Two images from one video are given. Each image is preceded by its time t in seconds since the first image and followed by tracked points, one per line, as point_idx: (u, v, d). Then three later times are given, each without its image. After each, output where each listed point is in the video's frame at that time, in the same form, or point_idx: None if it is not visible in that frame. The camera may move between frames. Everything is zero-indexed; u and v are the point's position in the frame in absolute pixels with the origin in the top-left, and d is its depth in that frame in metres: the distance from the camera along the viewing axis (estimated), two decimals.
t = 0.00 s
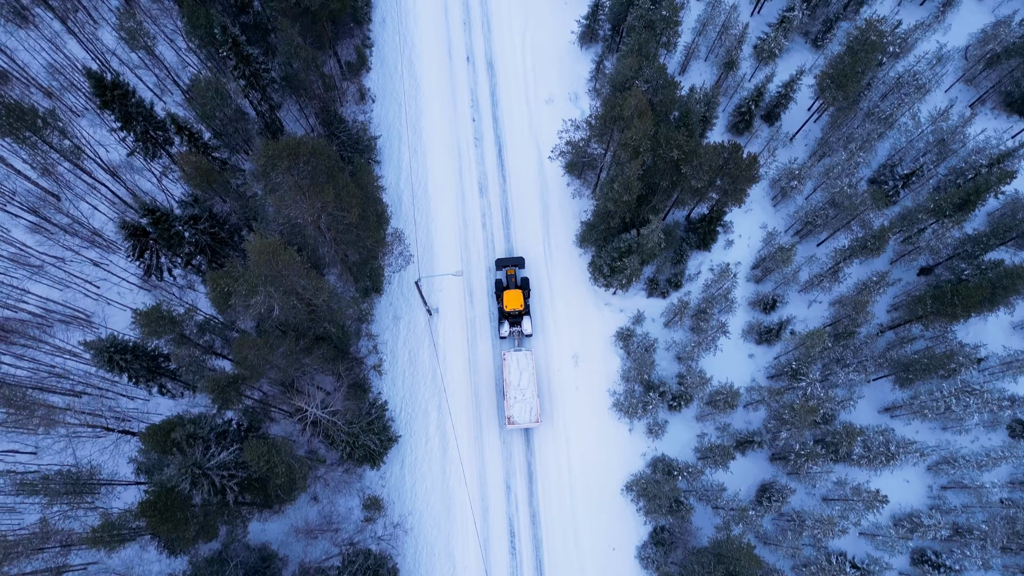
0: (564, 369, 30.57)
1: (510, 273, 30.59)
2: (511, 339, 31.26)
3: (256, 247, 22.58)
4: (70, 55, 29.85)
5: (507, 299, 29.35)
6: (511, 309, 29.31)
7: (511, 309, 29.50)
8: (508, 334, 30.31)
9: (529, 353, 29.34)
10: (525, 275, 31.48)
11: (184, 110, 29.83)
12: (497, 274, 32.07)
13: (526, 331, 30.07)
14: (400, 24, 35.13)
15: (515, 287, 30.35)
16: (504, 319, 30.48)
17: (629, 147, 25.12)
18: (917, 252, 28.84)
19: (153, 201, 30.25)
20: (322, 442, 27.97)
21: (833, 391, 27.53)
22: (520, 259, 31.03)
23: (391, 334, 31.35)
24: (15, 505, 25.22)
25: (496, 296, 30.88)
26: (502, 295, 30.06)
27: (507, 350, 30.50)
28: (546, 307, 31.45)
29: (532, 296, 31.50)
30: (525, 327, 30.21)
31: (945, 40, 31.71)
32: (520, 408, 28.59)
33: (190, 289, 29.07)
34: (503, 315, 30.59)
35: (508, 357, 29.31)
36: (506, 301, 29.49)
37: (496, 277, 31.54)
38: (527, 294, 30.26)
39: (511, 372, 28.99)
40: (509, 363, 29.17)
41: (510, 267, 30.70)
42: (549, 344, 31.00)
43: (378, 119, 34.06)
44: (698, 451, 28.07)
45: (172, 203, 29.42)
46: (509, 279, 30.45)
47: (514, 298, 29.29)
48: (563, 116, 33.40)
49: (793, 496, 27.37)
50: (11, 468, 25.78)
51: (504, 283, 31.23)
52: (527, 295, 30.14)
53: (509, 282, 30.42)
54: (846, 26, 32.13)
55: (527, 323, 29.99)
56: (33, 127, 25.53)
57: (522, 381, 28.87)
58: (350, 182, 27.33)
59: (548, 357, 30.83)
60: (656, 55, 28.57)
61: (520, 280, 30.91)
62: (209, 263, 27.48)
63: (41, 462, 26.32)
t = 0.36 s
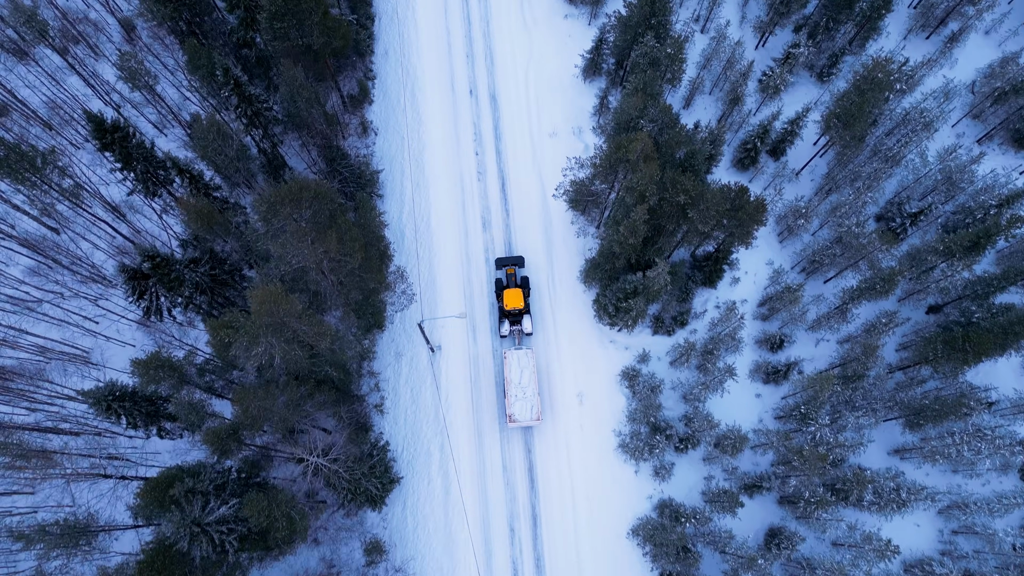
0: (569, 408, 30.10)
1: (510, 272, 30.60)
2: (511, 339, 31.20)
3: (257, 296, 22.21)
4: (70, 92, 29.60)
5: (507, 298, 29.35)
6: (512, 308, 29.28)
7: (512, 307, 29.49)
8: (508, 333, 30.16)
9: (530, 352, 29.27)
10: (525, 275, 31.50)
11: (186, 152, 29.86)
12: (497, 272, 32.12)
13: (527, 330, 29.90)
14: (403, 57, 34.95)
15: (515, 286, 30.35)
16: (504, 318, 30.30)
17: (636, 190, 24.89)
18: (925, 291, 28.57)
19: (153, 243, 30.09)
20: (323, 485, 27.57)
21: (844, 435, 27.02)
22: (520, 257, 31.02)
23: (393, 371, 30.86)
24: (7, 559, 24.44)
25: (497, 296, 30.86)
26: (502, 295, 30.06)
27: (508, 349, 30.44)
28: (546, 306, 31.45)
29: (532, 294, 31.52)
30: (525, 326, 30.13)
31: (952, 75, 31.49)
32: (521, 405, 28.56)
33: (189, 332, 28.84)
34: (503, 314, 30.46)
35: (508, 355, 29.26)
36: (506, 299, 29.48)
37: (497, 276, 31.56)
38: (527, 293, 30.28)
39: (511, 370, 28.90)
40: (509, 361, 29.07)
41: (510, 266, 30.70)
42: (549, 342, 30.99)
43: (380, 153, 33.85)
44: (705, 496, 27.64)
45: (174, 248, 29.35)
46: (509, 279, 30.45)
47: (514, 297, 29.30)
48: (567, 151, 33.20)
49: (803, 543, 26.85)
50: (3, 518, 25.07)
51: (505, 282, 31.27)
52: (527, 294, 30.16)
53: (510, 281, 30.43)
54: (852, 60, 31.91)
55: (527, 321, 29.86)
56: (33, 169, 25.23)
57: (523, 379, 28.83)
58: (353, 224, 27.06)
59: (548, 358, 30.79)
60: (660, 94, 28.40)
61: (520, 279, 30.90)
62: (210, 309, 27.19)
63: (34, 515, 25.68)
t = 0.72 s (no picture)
0: (574, 448, 29.58)
1: (510, 271, 30.60)
2: (511, 337, 31.24)
3: (258, 346, 21.82)
4: (71, 127, 29.43)
5: (507, 296, 29.42)
6: (512, 306, 29.36)
7: (511, 306, 29.56)
8: (508, 331, 30.24)
9: (530, 349, 29.29)
10: (525, 273, 31.64)
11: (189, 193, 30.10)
12: (497, 271, 32.26)
13: (528, 328, 29.93)
14: (406, 89, 34.81)
15: (516, 284, 30.33)
16: (504, 316, 30.31)
17: (642, 235, 24.58)
18: (934, 330, 28.27)
19: (153, 283, 29.88)
20: (325, 528, 27.00)
21: (854, 480, 26.57)
22: (520, 256, 31.08)
23: (395, 409, 30.29)
24: None
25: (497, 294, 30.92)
26: (502, 292, 30.09)
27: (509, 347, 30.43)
28: (546, 303, 31.54)
29: (532, 292, 31.61)
30: (525, 325, 30.16)
31: (960, 109, 31.20)
32: (521, 403, 28.42)
33: (189, 372, 28.47)
34: (503, 312, 30.47)
35: (508, 353, 29.20)
36: (506, 298, 29.52)
37: (497, 274, 31.67)
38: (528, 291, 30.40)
39: (511, 368, 28.86)
40: (509, 359, 29.06)
41: (510, 265, 30.72)
42: (550, 344, 30.99)
43: (383, 186, 33.66)
44: (713, 541, 27.12)
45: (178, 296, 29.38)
46: (509, 278, 30.43)
47: (514, 294, 29.32)
48: (571, 186, 33.00)
49: None
50: None
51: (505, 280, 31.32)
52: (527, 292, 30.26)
53: (510, 280, 30.41)
54: (858, 94, 31.60)
55: (527, 320, 29.88)
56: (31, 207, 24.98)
57: (523, 377, 28.75)
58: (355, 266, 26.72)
59: (549, 366, 30.68)
60: (666, 133, 28.25)
61: (520, 277, 31.00)
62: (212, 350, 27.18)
63: (31, 563, 25.16)
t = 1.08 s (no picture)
0: (578, 489, 29.10)
1: (510, 269, 30.64)
2: (512, 334, 31.37)
3: (260, 397, 21.49)
4: (70, 165, 29.13)
5: (507, 293, 29.62)
6: (512, 304, 29.63)
7: (512, 303, 29.72)
8: (508, 329, 30.41)
9: (530, 346, 29.31)
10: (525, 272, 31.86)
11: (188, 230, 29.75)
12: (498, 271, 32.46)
13: (528, 326, 30.04)
14: (409, 120, 34.59)
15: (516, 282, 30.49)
16: (504, 314, 30.51)
17: (649, 279, 24.24)
18: (945, 369, 27.86)
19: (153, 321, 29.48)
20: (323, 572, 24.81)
21: (866, 527, 26.00)
22: (520, 255, 31.20)
23: (398, 447, 29.61)
24: None
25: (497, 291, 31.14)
26: (502, 290, 30.28)
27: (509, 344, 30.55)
28: (548, 316, 31.41)
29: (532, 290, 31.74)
30: (526, 322, 30.26)
31: (968, 143, 30.93)
32: (522, 400, 28.32)
33: (189, 413, 28.00)
34: (503, 310, 30.68)
35: (508, 350, 29.20)
36: (506, 295, 29.75)
37: (497, 272, 31.85)
38: (528, 289, 30.56)
39: (512, 365, 28.86)
40: (510, 356, 29.06)
41: (510, 263, 30.77)
42: (550, 342, 31.00)
43: (385, 219, 33.34)
44: None
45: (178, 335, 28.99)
46: (509, 275, 30.57)
47: (514, 292, 29.57)
48: (575, 219, 32.74)
49: None
50: None
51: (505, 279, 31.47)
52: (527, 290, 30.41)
53: (510, 278, 30.57)
54: (865, 128, 31.33)
55: (527, 318, 30.03)
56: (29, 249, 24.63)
57: (524, 374, 28.72)
58: (359, 310, 26.41)
59: (554, 401, 30.23)
60: (671, 171, 28.00)
61: (520, 275, 31.19)
62: (212, 393, 26.68)
63: None
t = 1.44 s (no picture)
0: (584, 534, 28.52)
1: (510, 269, 30.86)
2: (512, 335, 31.50)
3: (262, 453, 21.17)
4: (68, 204, 28.71)
5: (507, 293, 29.76)
6: (512, 304, 29.75)
7: (512, 303, 29.94)
8: (509, 329, 30.59)
9: (530, 346, 29.39)
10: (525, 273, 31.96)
11: (189, 269, 29.37)
12: (498, 270, 32.61)
13: (527, 326, 30.21)
14: (411, 153, 34.33)
15: (516, 282, 30.67)
16: (504, 314, 30.69)
17: (656, 327, 23.75)
18: (957, 414, 27.36)
19: (152, 362, 28.98)
20: None
21: None
22: (520, 255, 31.36)
23: (399, 489, 28.90)
24: None
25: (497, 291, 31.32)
26: (502, 290, 30.44)
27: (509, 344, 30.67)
28: (550, 335, 31.27)
29: (532, 291, 31.95)
30: (526, 322, 30.43)
31: (977, 179, 30.63)
32: (522, 400, 28.34)
33: (189, 459, 27.62)
34: (503, 310, 30.82)
35: (508, 350, 29.26)
36: (506, 295, 29.92)
37: (497, 273, 32.03)
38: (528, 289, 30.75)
39: (512, 365, 28.91)
40: (510, 357, 29.10)
41: (510, 263, 30.97)
42: (550, 341, 31.18)
43: (387, 255, 32.93)
44: None
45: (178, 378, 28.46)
46: (509, 276, 30.78)
47: (514, 292, 29.73)
48: (580, 252, 32.39)
49: None
50: None
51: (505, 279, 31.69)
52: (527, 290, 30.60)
53: (510, 278, 30.79)
54: (872, 163, 31.01)
55: (527, 317, 30.24)
56: (25, 293, 24.13)
57: (524, 373, 28.78)
58: (361, 358, 25.87)
59: (559, 440, 29.77)
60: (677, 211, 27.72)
61: (520, 275, 31.33)
62: (211, 438, 26.17)
63: None
